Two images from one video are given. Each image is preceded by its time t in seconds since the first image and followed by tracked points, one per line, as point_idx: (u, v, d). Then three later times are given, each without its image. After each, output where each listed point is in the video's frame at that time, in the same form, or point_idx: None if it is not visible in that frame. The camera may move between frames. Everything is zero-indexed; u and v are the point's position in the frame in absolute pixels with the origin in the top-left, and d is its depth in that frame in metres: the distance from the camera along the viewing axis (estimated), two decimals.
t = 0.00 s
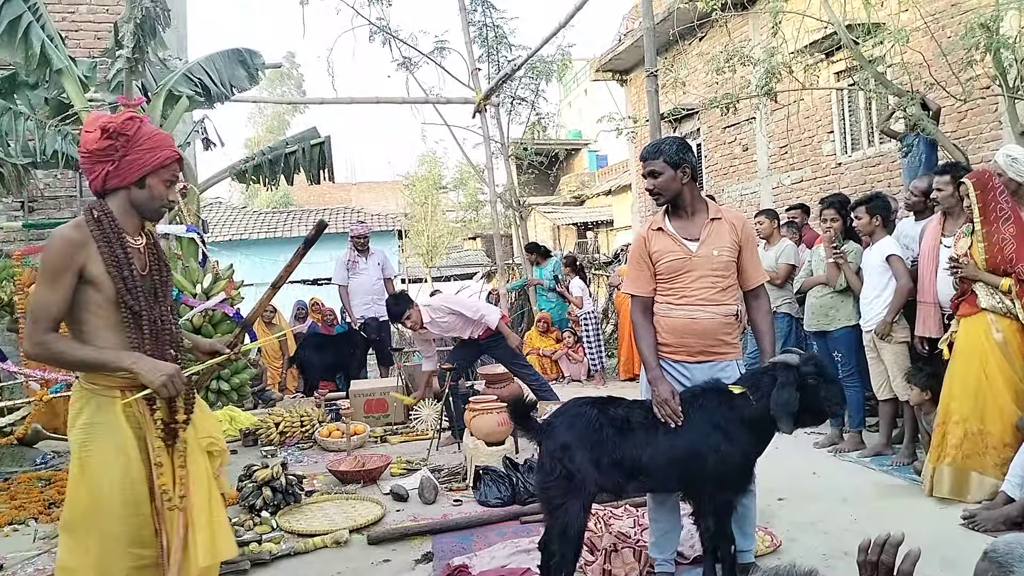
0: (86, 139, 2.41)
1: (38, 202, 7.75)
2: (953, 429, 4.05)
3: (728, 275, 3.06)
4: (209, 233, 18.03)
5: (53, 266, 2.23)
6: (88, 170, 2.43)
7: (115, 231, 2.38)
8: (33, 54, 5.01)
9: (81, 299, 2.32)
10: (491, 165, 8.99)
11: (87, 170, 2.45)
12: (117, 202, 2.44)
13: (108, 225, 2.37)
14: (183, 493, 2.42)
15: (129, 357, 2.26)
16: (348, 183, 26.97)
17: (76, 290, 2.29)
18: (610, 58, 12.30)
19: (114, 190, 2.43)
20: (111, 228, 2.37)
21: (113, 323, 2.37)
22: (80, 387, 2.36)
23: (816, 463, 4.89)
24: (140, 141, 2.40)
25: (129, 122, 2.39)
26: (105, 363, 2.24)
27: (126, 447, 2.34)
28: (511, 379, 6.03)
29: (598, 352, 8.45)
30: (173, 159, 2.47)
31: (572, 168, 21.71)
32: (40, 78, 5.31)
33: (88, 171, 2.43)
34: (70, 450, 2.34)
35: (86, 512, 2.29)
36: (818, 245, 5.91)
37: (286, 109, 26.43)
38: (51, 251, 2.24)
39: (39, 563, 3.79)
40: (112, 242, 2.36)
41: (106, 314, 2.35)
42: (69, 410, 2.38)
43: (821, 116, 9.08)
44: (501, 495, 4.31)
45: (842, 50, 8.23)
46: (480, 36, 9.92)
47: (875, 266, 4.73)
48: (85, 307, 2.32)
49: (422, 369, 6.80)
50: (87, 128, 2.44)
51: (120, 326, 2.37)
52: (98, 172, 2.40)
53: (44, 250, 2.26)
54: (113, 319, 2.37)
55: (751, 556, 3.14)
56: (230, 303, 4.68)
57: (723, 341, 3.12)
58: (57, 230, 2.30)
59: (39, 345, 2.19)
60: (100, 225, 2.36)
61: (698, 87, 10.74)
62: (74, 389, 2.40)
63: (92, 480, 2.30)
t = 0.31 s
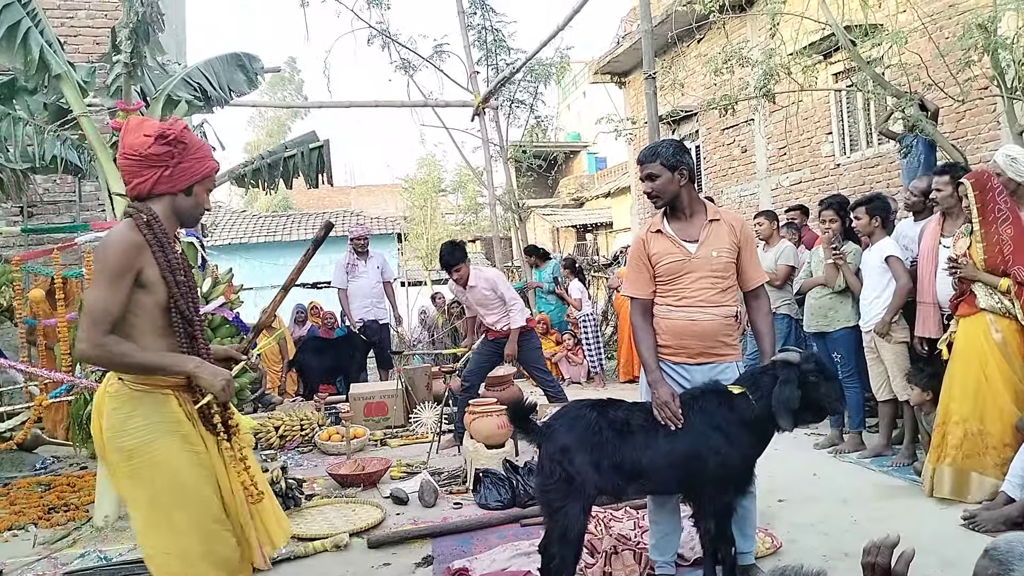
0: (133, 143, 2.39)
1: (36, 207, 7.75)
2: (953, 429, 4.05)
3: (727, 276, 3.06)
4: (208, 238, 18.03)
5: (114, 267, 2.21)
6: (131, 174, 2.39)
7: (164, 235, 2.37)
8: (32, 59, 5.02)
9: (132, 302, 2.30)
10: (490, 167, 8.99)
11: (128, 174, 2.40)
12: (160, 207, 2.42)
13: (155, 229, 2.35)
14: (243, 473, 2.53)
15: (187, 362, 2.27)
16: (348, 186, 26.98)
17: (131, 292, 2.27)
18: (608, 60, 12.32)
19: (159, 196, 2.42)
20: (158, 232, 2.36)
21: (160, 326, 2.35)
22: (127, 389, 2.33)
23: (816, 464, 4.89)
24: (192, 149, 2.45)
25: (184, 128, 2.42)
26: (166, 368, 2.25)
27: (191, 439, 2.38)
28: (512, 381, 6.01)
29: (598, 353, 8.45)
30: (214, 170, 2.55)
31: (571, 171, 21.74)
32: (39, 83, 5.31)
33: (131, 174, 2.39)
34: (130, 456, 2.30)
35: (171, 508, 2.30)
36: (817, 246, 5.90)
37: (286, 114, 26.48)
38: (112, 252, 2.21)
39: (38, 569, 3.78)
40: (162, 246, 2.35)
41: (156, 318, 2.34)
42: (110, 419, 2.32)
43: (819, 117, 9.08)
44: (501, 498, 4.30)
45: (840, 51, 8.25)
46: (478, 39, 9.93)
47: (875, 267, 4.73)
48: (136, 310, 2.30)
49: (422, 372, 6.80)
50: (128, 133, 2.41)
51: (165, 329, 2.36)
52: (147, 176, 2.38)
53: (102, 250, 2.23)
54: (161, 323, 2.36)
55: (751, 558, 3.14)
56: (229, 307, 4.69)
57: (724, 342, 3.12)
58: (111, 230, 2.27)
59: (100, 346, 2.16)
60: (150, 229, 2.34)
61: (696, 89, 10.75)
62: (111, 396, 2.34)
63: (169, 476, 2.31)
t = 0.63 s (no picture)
0: (179, 145, 2.46)
1: (40, 210, 7.78)
2: (956, 434, 4.04)
3: (729, 280, 3.06)
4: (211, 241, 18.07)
5: (202, 267, 2.27)
6: (177, 175, 2.46)
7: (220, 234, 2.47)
8: (37, 63, 5.03)
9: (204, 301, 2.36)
10: (493, 171, 8.99)
11: (173, 175, 2.47)
12: (209, 205, 2.52)
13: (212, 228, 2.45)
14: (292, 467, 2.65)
15: (271, 355, 2.39)
16: (351, 190, 27.03)
17: (210, 291, 2.33)
18: (611, 65, 12.33)
19: (207, 194, 2.52)
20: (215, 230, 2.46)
21: (226, 323, 2.44)
22: (200, 388, 2.37)
23: (818, 469, 4.88)
24: (234, 147, 2.57)
25: (226, 129, 2.54)
26: (254, 363, 2.35)
27: (256, 437, 2.47)
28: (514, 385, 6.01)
29: (600, 357, 8.44)
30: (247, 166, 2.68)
31: (574, 175, 21.75)
32: (43, 87, 5.32)
33: (178, 175, 2.46)
34: (208, 457, 2.34)
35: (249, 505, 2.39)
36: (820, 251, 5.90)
37: (290, 118, 26.57)
38: (196, 254, 2.27)
39: (41, 572, 3.79)
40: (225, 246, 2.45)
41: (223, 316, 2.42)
42: (182, 420, 2.33)
43: (822, 121, 9.08)
44: (503, 502, 4.29)
45: (844, 56, 8.25)
46: (481, 44, 9.95)
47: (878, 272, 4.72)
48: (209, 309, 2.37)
49: (424, 376, 6.79)
50: (169, 136, 2.48)
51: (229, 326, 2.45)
52: (195, 175, 2.48)
53: (184, 251, 2.27)
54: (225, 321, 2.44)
55: (753, 563, 3.13)
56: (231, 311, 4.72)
57: (727, 346, 3.12)
58: (188, 231, 2.31)
59: (196, 343, 2.22)
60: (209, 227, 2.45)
61: (699, 93, 10.75)
62: (181, 397, 2.34)
63: (244, 475, 2.39)
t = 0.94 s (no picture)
0: (228, 140, 2.51)
1: (42, 213, 7.79)
2: (958, 437, 4.03)
3: (725, 282, 3.04)
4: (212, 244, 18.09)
5: (267, 265, 2.36)
6: (225, 170, 2.51)
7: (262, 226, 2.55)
8: (39, 66, 5.04)
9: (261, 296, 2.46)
10: (494, 174, 8.99)
11: (219, 170, 2.52)
12: (254, 201, 2.58)
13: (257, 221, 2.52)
14: (321, 464, 2.73)
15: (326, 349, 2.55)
16: (352, 193, 27.04)
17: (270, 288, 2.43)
18: (612, 68, 12.34)
19: (252, 191, 2.58)
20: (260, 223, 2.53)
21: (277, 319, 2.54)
22: (252, 384, 2.43)
23: (820, 473, 4.87)
24: (277, 145, 2.64)
25: (271, 127, 2.61)
26: (315, 354, 2.49)
27: (297, 439, 2.54)
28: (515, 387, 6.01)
29: (601, 360, 8.44)
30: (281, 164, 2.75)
31: (575, 178, 21.78)
32: (45, 90, 5.32)
33: (226, 171, 2.52)
34: (255, 452, 2.42)
35: (287, 504, 2.46)
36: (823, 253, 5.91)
37: (291, 121, 26.60)
38: (262, 250, 2.36)
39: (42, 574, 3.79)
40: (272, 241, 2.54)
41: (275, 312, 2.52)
42: (233, 416, 2.40)
43: (823, 124, 9.09)
44: (504, 505, 4.29)
45: (845, 59, 8.25)
46: (482, 47, 9.96)
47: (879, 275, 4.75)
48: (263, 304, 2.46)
49: (426, 379, 6.80)
50: (216, 132, 2.52)
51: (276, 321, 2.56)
52: (243, 172, 2.54)
53: (250, 248, 2.35)
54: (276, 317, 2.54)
55: (755, 566, 3.13)
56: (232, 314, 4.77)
57: (727, 348, 3.11)
58: (249, 228, 2.39)
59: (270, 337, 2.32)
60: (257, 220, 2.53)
61: (700, 96, 10.76)
62: (233, 392, 2.41)
63: (283, 476, 2.46)
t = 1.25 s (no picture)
0: (266, 140, 2.60)
1: (42, 215, 7.79)
2: (958, 436, 4.03)
3: (721, 282, 3.04)
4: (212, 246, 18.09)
5: (307, 266, 2.46)
6: (262, 169, 2.60)
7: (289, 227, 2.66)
8: (38, 69, 5.04)
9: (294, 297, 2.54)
10: (494, 175, 8.99)
11: (253, 168, 2.60)
12: (283, 201, 2.68)
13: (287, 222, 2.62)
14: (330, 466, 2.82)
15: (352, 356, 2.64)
16: (351, 194, 27.05)
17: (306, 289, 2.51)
18: (612, 68, 12.35)
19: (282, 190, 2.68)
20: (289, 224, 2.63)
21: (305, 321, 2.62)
22: (280, 385, 2.51)
23: (820, 472, 4.87)
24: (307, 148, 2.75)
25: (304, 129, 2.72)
26: (342, 358, 2.58)
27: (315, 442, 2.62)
28: (514, 388, 6.00)
29: (602, 360, 8.44)
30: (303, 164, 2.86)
31: (575, 178, 21.79)
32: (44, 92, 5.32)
33: (261, 170, 2.60)
34: (282, 451, 2.50)
35: (304, 504, 2.54)
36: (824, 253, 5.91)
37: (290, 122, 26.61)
38: (304, 252, 2.46)
39: None
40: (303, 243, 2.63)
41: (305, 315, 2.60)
42: (260, 416, 2.47)
43: (822, 124, 9.09)
44: (505, 505, 4.30)
45: (843, 59, 8.25)
46: (481, 48, 9.97)
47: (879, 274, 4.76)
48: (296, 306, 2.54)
49: (426, 380, 6.79)
50: (253, 130, 2.60)
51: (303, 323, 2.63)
52: (277, 172, 2.64)
53: (291, 248, 2.45)
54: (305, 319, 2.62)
55: (755, 567, 3.12)
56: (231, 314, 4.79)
57: (724, 349, 3.10)
58: (289, 230, 2.49)
59: (307, 337, 2.40)
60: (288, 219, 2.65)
61: (700, 96, 10.77)
62: (261, 392, 2.48)
63: (302, 477, 2.54)
